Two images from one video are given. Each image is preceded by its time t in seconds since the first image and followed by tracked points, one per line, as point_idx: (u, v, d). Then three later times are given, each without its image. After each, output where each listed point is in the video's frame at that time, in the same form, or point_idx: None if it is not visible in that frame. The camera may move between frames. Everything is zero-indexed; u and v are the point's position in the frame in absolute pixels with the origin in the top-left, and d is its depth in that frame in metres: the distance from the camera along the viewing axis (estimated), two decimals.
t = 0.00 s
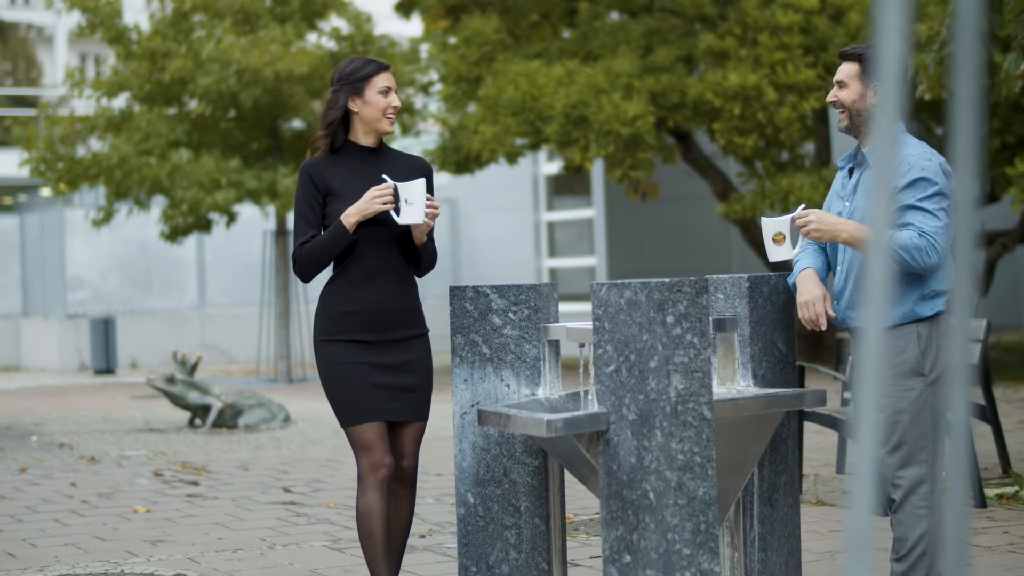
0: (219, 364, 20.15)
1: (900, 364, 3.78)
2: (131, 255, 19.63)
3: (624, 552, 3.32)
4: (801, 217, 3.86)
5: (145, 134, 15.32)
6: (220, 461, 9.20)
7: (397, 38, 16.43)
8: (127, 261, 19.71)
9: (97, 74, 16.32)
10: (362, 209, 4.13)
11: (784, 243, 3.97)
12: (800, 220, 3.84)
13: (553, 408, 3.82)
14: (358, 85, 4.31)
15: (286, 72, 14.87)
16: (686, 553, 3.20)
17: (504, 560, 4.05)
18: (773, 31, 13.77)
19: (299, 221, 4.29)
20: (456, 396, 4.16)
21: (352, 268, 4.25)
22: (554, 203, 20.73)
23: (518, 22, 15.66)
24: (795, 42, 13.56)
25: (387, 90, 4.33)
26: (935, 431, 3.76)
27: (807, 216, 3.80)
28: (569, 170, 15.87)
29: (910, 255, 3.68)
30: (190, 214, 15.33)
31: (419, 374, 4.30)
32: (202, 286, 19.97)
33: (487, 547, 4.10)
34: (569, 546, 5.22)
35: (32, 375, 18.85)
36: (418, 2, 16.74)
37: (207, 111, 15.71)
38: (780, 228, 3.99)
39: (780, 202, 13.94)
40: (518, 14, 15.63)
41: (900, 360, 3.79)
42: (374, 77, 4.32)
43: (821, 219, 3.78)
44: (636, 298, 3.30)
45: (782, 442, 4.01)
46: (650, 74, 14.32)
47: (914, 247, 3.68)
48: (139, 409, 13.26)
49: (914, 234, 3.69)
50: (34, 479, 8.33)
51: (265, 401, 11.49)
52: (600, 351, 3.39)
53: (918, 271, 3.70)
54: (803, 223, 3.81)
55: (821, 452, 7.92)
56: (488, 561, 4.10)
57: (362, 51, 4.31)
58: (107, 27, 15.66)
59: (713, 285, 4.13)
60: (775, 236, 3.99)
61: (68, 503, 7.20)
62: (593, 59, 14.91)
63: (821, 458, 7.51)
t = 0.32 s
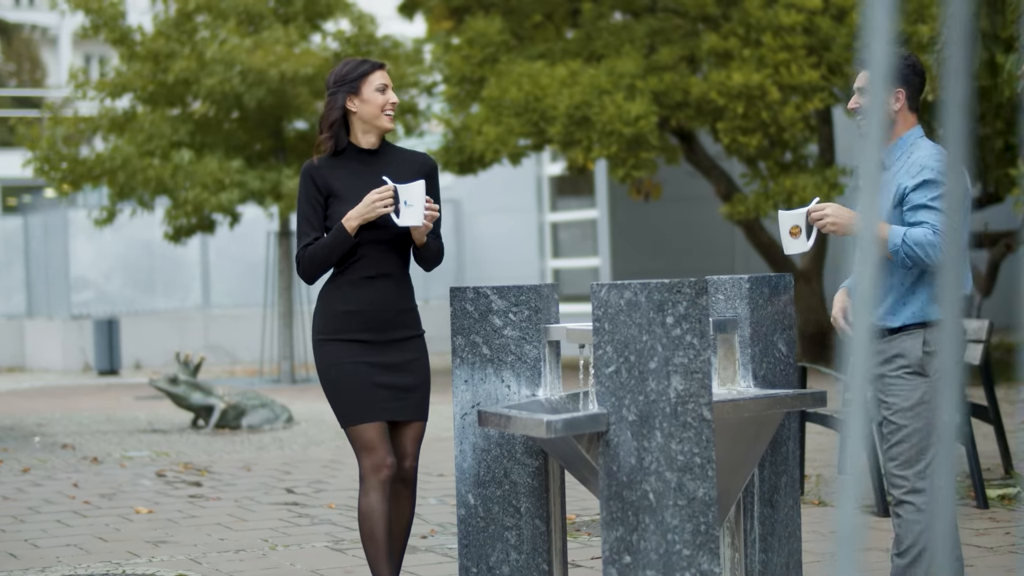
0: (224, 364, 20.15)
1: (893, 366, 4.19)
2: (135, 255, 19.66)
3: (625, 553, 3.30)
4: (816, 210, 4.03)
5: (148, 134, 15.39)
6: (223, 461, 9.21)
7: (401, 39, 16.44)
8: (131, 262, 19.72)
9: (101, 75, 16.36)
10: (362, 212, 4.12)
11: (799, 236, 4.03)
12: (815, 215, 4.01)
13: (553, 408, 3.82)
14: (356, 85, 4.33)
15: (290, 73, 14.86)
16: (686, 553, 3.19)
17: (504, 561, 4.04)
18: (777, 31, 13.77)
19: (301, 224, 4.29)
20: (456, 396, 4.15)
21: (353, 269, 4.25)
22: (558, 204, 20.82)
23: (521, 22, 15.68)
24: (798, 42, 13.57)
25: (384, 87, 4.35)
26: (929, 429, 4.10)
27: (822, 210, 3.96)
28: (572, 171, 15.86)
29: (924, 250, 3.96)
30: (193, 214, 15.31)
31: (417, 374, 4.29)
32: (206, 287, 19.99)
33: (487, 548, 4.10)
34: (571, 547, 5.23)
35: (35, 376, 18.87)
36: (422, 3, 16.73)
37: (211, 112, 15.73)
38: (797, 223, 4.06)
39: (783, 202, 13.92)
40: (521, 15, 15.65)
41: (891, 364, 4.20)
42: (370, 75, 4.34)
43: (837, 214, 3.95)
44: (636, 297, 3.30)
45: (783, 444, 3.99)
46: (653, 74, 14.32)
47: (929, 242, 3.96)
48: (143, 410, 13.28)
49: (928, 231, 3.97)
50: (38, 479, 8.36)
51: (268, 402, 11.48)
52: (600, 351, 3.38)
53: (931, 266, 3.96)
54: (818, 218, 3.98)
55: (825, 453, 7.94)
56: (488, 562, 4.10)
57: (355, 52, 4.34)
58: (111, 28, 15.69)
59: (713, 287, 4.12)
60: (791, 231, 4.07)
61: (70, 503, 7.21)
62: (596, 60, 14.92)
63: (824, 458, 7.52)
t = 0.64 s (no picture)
0: (228, 364, 20.18)
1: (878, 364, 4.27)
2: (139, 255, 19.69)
3: (625, 553, 3.31)
4: (819, 207, 4.08)
5: (152, 134, 15.36)
6: (227, 461, 9.23)
7: (405, 40, 16.47)
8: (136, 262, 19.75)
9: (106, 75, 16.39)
10: (364, 214, 4.13)
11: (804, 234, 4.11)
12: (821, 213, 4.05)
13: (554, 406, 3.82)
14: (352, 87, 4.33)
15: (295, 73, 14.88)
16: (685, 554, 3.19)
17: (505, 561, 4.05)
18: (781, 32, 13.76)
19: (303, 232, 4.30)
20: (457, 396, 4.15)
21: (356, 271, 4.26)
22: (562, 204, 20.88)
23: (525, 23, 15.70)
24: (802, 43, 13.59)
25: (381, 91, 4.35)
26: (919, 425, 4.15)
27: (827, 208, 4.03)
28: (576, 171, 15.86)
29: (924, 248, 3.99)
30: (198, 214, 15.35)
31: (419, 373, 4.30)
32: (210, 287, 20.01)
33: (488, 548, 4.09)
34: (573, 547, 5.23)
35: (40, 376, 18.93)
36: (427, 4, 16.72)
37: (215, 112, 15.73)
38: (800, 220, 4.14)
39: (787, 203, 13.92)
40: (525, 15, 15.66)
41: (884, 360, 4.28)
42: (367, 78, 4.34)
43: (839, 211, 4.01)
44: (636, 299, 3.30)
45: (784, 445, 3.99)
46: (657, 75, 14.32)
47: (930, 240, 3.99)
48: (147, 410, 13.30)
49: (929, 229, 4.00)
50: (41, 479, 8.37)
51: (271, 402, 11.49)
52: (601, 351, 3.38)
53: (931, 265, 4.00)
54: (822, 216, 4.04)
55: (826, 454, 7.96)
56: (489, 561, 4.10)
57: (353, 55, 4.34)
58: (115, 28, 15.67)
59: (714, 287, 4.13)
60: (796, 228, 4.14)
61: (74, 503, 7.23)
62: (600, 60, 14.94)
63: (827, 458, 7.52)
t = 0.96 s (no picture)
0: (232, 364, 20.19)
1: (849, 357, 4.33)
2: (143, 255, 19.73)
3: (625, 553, 3.30)
4: (795, 199, 4.09)
5: (156, 134, 15.41)
6: (230, 461, 9.24)
7: (408, 40, 16.48)
8: (140, 262, 19.78)
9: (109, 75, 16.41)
10: (363, 216, 4.13)
11: (778, 224, 4.20)
12: (794, 205, 4.08)
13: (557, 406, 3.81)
14: (346, 92, 4.33)
15: (298, 74, 14.90)
16: (685, 554, 3.19)
17: (505, 561, 4.05)
18: (784, 32, 13.83)
19: (305, 240, 4.29)
20: (458, 397, 4.15)
21: (359, 273, 4.25)
22: (566, 204, 20.91)
23: (529, 23, 15.70)
24: (805, 43, 13.65)
25: (374, 95, 4.34)
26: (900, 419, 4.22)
27: (801, 199, 4.04)
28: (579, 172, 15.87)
29: (899, 239, 3.99)
30: (201, 214, 15.36)
31: (424, 373, 4.29)
32: (213, 287, 20.02)
33: (490, 548, 4.09)
34: (574, 547, 5.24)
35: (43, 376, 18.96)
36: (431, 5, 16.69)
37: (218, 112, 15.71)
38: (776, 210, 4.21)
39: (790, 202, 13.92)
40: (529, 15, 15.66)
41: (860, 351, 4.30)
42: (361, 82, 4.34)
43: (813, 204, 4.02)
44: (636, 299, 3.30)
45: (785, 444, 4.00)
46: (660, 75, 14.31)
47: (904, 232, 3.99)
48: (150, 410, 13.30)
49: (904, 223, 4.00)
50: (44, 479, 8.39)
51: (274, 402, 11.50)
52: (601, 351, 3.38)
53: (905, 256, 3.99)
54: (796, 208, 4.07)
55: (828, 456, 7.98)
56: (490, 562, 4.10)
57: (347, 58, 4.34)
58: (118, 29, 15.69)
59: (713, 287, 4.13)
60: (770, 219, 4.22)
61: (76, 503, 7.23)
62: (603, 60, 14.91)
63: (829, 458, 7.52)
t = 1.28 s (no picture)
0: (234, 365, 20.20)
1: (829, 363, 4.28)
2: (147, 256, 19.72)
3: (625, 554, 3.30)
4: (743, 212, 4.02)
5: (159, 135, 15.41)
6: (233, 461, 9.25)
7: (412, 40, 16.49)
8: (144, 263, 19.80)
9: (111, 76, 16.42)
10: (362, 220, 4.12)
11: (726, 235, 4.29)
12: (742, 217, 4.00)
13: (556, 407, 3.81)
14: (346, 96, 4.32)
15: (300, 74, 14.91)
16: (685, 555, 3.19)
17: (506, 561, 4.05)
18: (787, 33, 13.81)
19: (304, 243, 4.28)
20: (458, 397, 4.16)
21: (359, 275, 4.25)
22: (569, 204, 20.92)
23: (532, 23, 15.69)
24: (809, 45, 13.65)
25: (372, 101, 4.33)
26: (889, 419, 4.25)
27: (748, 211, 3.96)
28: (582, 172, 15.87)
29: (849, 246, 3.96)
30: (204, 215, 15.37)
31: (425, 374, 4.29)
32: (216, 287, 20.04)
33: (490, 548, 4.09)
34: (576, 547, 5.24)
35: (47, 376, 19.05)
36: (433, 5, 16.62)
37: (221, 113, 15.69)
38: (723, 223, 4.30)
39: (793, 203, 13.92)
40: (532, 16, 15.64)
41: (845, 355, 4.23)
42: (362, 89, 4.33)
43: (761, 217, 3.93)
44: (634, 301, 3.30)
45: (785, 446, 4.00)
46: (663, 75, 14.31)
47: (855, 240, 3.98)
48: (153, 410, 13.30)
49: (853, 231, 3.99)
50: (45, 479, 8.40)
51: (277, 402, 11.52)
52: (601, 352, 3.38)
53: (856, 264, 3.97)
54: (745, 220, 3.97)
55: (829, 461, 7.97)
56: (490, 562, 4.10)
57: (350, 63, 4.32)
58: (121, 30, 15.71)
59: (713, 288, 4.10)
60: (718, 230, 4.30)
61: (79, 503, 7.23)
62: (606, 61, 14.91)
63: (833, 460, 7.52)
